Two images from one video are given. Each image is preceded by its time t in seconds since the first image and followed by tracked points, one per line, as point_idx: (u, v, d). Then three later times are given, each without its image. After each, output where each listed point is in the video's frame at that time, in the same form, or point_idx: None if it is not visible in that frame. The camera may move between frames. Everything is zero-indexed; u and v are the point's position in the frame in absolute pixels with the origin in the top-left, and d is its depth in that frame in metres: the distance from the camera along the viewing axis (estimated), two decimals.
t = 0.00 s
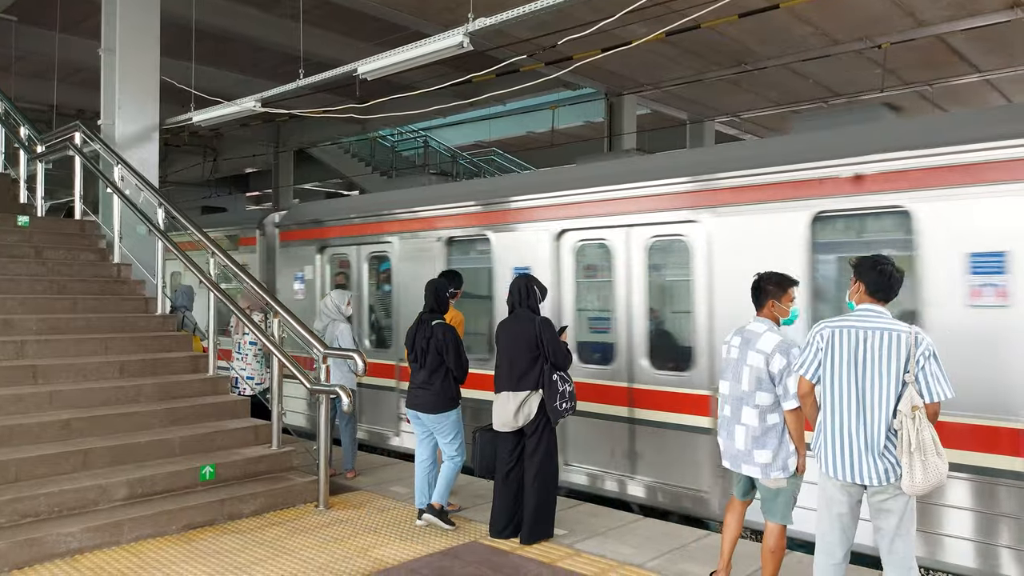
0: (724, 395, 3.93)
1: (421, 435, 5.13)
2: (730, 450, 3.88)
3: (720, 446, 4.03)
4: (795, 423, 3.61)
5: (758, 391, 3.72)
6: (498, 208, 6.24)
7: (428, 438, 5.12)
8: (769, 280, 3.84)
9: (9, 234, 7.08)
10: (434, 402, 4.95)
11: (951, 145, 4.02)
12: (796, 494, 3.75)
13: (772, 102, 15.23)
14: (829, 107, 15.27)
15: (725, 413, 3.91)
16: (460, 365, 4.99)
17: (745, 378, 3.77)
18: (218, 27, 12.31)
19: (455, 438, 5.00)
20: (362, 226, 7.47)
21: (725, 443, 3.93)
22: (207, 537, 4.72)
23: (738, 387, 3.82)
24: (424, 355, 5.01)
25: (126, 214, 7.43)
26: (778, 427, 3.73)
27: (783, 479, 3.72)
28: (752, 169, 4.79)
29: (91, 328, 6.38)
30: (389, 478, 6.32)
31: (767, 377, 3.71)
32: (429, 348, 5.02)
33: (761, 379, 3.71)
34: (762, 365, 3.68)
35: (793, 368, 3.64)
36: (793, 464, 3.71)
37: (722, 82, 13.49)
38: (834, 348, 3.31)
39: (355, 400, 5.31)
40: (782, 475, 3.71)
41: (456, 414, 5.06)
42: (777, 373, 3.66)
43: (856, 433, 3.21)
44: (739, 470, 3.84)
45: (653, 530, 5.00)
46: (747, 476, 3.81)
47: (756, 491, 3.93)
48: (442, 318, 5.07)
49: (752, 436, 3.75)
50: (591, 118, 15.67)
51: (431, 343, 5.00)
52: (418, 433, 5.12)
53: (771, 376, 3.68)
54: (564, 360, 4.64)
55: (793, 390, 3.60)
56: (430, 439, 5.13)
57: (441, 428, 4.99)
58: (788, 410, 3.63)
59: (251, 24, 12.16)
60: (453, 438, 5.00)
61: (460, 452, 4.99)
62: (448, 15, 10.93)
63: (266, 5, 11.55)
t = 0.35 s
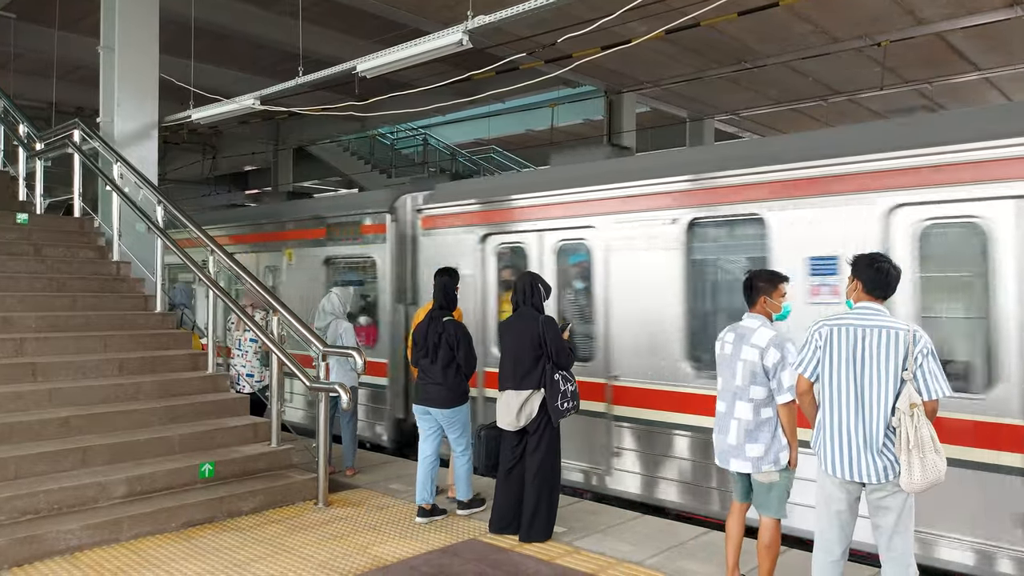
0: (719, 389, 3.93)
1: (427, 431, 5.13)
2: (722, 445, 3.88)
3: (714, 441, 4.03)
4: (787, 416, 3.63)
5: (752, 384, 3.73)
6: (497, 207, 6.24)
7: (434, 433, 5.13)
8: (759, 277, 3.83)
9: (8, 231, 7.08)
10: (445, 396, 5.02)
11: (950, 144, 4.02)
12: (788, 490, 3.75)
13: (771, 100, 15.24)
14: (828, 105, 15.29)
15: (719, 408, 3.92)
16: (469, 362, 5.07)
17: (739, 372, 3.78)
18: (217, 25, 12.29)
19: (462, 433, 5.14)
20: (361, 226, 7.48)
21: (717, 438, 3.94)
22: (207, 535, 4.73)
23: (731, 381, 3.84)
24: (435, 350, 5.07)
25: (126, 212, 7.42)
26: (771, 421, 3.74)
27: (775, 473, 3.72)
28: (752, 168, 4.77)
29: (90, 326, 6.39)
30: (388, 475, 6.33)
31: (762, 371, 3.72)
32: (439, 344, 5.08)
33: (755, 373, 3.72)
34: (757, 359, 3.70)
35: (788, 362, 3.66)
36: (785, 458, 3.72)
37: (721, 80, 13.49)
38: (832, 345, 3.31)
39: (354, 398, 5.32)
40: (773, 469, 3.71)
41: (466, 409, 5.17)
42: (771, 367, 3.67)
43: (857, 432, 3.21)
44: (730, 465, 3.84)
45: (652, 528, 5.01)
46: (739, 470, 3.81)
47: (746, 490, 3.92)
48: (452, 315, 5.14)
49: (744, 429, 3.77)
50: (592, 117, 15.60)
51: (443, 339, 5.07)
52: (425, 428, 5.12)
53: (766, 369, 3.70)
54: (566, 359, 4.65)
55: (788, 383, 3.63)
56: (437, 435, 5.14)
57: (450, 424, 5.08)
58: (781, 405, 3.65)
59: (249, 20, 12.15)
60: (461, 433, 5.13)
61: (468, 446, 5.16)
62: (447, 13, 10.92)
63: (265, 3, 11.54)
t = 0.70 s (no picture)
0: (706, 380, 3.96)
1: (443, 428, 5.23)
2: (708, 435, 3.90)
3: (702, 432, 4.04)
4: (774, 408, 3.66)
5: (738, 375, 3.74)
6: (495, 206, 6.24)
7: (450, 429, 5.23)
8: (746, 272, 3.86)
9: (6, 229, 7.07)
10: (464, 393, 5.12)
11: (948, 142, 4.03)
12: (774, 479, 3.78)
13: (770, 98, 15.24)
14: (827, 103, 15.29)
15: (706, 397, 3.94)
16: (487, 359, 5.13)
17: (724, 364, 3.80)
18: (215, 22, 12.28)
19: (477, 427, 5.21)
20: (360, 224, 7.48)
21: (704, 429, 3.96)
22: (206, 533, 4.73)
23: (717, 371, 3.85)
24: (454, 349, 5.15)
25: (124, 210, 7.41)
26: (757, 412, 3.76)
27: (762, 463, 3.75)
28: (751, 166, 4.77)
29: (89, 324, 6.38)
30: (388, 473, 6.33)
31: (748, 362, 3.73)
32: (457, 342, 5.16)
33: (741, 364, 3.74)
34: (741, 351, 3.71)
35: (773, 352, 3.67)
36: (770, 448, 3.74)
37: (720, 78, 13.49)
38: (830, 343, 3.31)
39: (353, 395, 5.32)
40: (758, 458, 3.74)
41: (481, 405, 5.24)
42: (757, 358, 3.68)
43: (855, 430, 3.21)
44: (716, 454, 3.87)
45: (652, 526, 5.01)
46: (724, 459, 3.84)
47: (728, 480, 3.94)
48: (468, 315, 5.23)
49: (729, 419, 3.79)
50: (591, 116, 15.87)
51: (461, 338, 5.15)
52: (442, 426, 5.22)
53: (751, 361, 3.71)
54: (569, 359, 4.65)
55: (774, 374, 3.64)
56: (452, 431, 5.24)
57: (467, 417, 5.15)
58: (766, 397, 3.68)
59: (247, 18, 12.14)
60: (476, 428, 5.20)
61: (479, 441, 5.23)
62: (446, 11, 10.91)
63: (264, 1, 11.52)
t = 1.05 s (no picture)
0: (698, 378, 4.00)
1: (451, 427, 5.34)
2: (698, 431, 3.93)
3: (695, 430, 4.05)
4: (759, 404, 3.67)
5: (723, 370, 3.79)
6: (493, 205, 6.24)
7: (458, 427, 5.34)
8: (740, 271, 3.87)
9: (2, 228, 7.05)
10: (469, 390, 5.17)
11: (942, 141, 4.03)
12: (762, 477, 3.77)
13: (768, 96, 15.25)
14: (825, 101, 15.31)
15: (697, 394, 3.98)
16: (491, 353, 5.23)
17: (712, 360, 3.85)
18: (212, 20, 12.25)
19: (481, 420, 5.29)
20: (357, 223, 7.47)
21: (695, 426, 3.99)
22: (203, 532, 4.72)
23: (706, 368, 3.90)
24: (457, 347, 5.18)
25: (121, 209, 7.39)
26: (742, 407, 3.78)
27: (747, 459, 3.75)
28: (748, 164, 4.74)
29: (85, 323, 6.37)
30: (385, 472, 6.32)
31: (733, 358, 3.77)
32: (460, 341, 5.19)
33: (726, 360, 3.78)
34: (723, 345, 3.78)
35: (756, 347, 3.69)
36: (757, 444, 3.74)
37: (718, 76, 13.49)
38: (825, 342, 3.31)
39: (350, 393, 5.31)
40: (744, 454, 3.75)
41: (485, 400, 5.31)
42: (740, 353, 3.72)
43: (851, 429, 3.21)
44: (705, 451, 3.88)
45: (649, 525, 5.01)
46: (713, 455, 3.85)
47: (718, 478, 3.94)
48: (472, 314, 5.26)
49: (717, 415, 3.81)
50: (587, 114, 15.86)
51: (464, 336, 5.19)
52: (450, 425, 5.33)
53: (735, 356, 3.75)
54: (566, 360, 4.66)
55: (756, 367, 3.66)
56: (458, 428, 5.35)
57: (470, 414, 5.21)
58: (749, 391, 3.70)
59: (244, 16, 12.11)
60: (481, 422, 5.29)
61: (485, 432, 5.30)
62: (443, 9, 10.89)
63: None
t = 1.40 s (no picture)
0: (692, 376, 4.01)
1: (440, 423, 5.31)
2: (692, 429, 3.94)
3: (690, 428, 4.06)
4: (748, 401, 3.67)
5: (714, 368, 3.80)
6: (489, 204, 6.22)
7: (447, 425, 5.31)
8: (731, 270, 3.86)
9: None
10: (459, 386, 5.16)
11: (937, 139, 4.03)
12: (752, 474, 3.77)
13: (764, 96, 15.26)
14: (821, 100, 15.32)
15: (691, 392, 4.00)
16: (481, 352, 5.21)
17: (705, 358, 3.87)
18: (208, 18, 12.21)
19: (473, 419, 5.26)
20: (353, 222, 7.45)
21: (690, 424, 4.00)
22: (198, 531, 4.72)
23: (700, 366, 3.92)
24: (447, 344, 5.21)
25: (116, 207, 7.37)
26: (732, 405, 3.77)
27: (738, 456, 3.75)
28: (746, 162, 4.73)
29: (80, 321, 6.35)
30: (381, 471, 6.32)
31: (723, 355, 3.77)
32: (451, 337, 5.21)
33: (717, 357, 3.79)
34: (714, 343, 3.79)
35: (744, 344, 3.69)
36: (748, 440, 3.73)
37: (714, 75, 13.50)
38: (819, 341, 3.31)
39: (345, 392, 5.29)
40: (735, 451, 3.75)
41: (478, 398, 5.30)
42: (729, 350, 3.72)
43: (845, 428, 3.21)
44: (699, 449, 3.89)
45: (644, 523, 5.02)
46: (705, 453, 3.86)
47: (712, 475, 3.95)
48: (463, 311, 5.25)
49: (709, 413, 3.82)
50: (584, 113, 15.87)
51: (454, 333, 5.19)
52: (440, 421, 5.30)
53: (725, 354, 3.75)
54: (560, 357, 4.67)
55: (744, 365, 3.65)
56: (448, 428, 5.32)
57: (461, 411, 5.20)
58: (739, 388, 3.71)
59: (240, 14, 12.08)
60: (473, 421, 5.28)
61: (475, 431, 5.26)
62: (439, 7, 10.88)
63: None
